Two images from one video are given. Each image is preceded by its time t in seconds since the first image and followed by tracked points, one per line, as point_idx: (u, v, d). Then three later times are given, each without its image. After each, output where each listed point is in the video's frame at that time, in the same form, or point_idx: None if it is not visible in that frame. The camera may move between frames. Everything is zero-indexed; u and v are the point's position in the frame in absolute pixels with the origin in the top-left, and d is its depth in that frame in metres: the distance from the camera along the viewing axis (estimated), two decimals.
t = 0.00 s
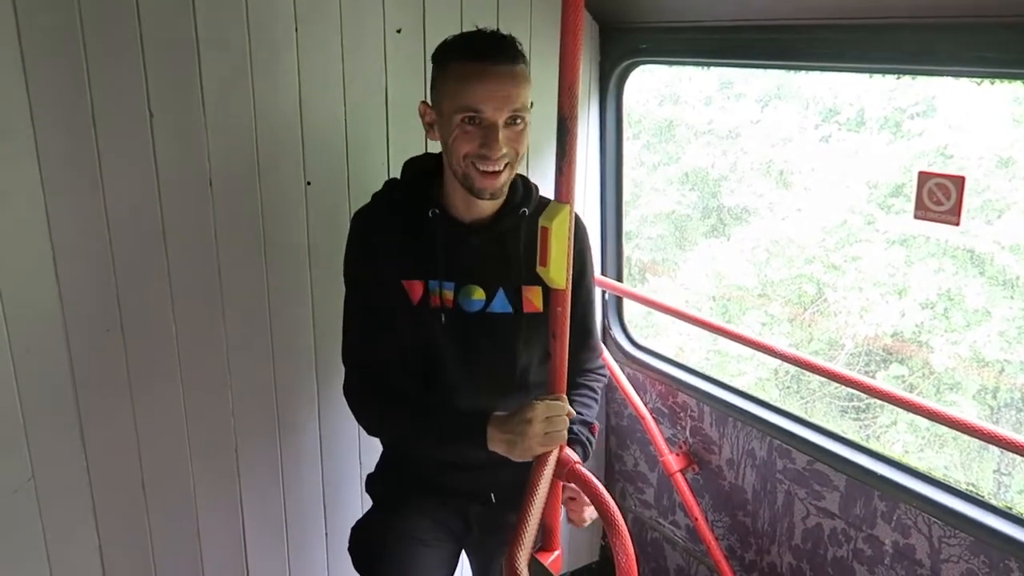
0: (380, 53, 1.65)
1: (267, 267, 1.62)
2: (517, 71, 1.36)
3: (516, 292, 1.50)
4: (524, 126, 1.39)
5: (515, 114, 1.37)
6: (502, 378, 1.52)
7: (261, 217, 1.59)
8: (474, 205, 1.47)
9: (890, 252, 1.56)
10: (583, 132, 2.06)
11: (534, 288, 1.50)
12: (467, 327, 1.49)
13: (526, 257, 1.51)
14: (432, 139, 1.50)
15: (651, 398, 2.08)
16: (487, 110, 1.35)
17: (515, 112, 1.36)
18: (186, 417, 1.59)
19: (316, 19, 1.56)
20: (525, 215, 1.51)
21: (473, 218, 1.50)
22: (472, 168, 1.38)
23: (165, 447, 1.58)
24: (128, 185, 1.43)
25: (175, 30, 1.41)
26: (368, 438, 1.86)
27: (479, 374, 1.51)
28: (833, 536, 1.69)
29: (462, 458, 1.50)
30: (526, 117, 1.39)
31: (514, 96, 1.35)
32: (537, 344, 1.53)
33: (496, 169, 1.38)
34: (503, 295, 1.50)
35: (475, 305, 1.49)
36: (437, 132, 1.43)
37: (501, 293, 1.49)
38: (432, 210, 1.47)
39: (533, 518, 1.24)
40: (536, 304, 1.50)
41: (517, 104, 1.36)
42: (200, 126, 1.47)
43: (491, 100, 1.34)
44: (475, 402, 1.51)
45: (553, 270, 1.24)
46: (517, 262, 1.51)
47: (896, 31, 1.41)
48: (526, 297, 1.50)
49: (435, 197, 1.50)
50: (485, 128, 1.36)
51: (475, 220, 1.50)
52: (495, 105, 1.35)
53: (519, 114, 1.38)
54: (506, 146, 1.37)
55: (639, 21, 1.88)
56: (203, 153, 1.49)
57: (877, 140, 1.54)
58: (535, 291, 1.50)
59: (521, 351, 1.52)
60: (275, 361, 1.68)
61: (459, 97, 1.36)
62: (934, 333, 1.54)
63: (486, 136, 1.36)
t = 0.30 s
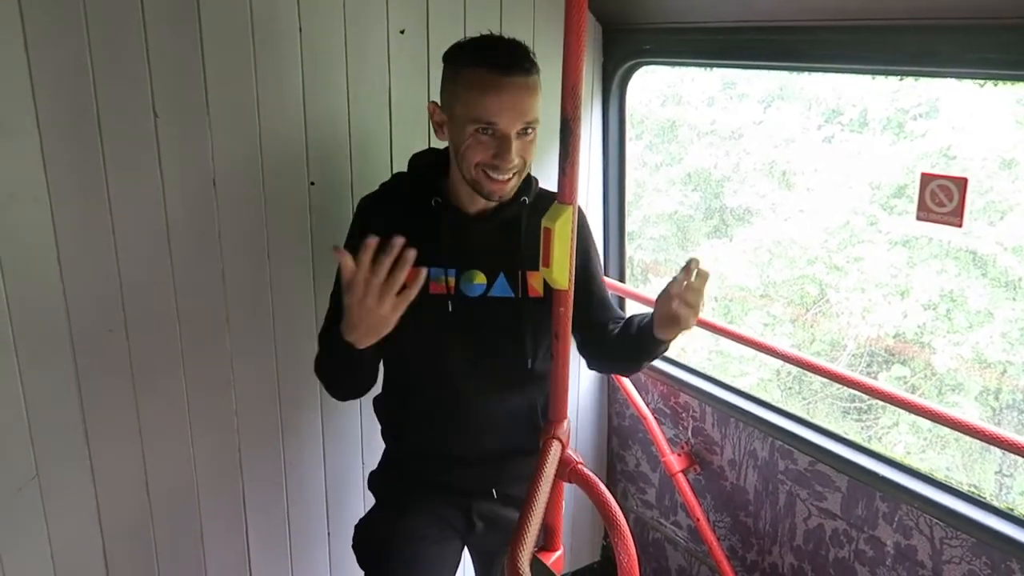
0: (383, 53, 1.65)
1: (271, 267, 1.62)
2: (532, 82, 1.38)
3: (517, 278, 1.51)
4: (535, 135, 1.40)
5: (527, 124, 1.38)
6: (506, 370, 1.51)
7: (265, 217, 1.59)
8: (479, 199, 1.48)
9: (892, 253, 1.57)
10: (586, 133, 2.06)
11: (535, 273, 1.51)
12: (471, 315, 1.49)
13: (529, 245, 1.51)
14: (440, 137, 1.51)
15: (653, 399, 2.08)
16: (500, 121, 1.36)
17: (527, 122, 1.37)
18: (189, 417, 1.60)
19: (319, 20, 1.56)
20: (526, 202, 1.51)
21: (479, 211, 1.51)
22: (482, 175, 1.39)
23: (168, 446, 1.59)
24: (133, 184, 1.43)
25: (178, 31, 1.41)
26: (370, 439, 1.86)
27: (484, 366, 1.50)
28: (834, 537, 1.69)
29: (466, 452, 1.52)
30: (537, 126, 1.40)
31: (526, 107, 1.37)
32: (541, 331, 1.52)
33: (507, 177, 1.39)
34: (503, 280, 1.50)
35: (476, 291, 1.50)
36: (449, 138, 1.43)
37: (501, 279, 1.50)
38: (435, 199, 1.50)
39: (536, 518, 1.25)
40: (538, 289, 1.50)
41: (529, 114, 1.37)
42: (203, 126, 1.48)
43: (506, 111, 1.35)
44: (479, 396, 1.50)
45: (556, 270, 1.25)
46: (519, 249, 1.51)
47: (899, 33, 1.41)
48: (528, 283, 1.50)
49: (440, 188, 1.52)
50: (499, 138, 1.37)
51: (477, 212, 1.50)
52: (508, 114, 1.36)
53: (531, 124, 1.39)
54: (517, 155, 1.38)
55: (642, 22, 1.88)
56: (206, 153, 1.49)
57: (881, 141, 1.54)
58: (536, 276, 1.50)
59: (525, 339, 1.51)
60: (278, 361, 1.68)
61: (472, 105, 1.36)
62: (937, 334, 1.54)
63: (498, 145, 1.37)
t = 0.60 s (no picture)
0: (385, 55, 1.65)
1: (273, 268, 1.62)
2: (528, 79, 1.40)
3: (516, 284, 1.51)
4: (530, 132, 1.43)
5: (523, 121, 1.41)
6: (506, 372, 1.52)
7: (267, 219, 1.59)
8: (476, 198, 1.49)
9: (893, 254, 1.57)
10: (587, 135, 2.06)
11: (534, 279, 1.51)
12: (470, 320, 1.50)
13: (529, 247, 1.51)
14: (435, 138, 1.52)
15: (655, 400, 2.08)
16: (499, 118, 1.38)
17: (524, 118, 1.39)
18: (191, 418, 1.60)
19: (321, 22, 1.56)
20: (523, 206, 1.51)
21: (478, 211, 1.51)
22: (481, 171, 1.40)
23: (170, 447, 1.59)
24: (135, 186, 1.44)
25: (181, 33, 1.42)
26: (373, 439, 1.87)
27: (484, 370, 1.51)
28: (836, 539, 1.69)
29: (467, 452, 1.52)
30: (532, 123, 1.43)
31: (523, 101, 1.39)
32: (540, 334, 1.53)
33: (505, 173, 1.40)
34: (503, 285, 1.50)
35: (476, 297, 1.50)
36: (445, 136, 1.44)
37: (501, 285, 1.50)
38: (434, 204, 1.49)
39: (537, 520, 1.25)
40: (536, 295, 1.51)
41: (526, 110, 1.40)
42: (206, 128, 1.48)
43: (504, 106, 1.37)
44: (480, 398, 1.51)
45: (557, 273, 1.25)
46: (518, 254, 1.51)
47: (900, 34, 1.41)
48: (527, 289, 1.50)
49: (439, 190, 1.52)
50: (498, 133, 1.38)
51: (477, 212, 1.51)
52: (506, 111, 1.38)
53: (526, 120, 1.41)
54: (514, 151, 1.40)
55: (643, 24, 1.88)
56: (209, 155, 1.50)
57: (882, 142, 1.54)
58: (535, 282, 1.51)
59: (526, 339, 1.51)
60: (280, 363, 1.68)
61: (472, 102, 1.38)
62: (938, 335, 1.54)
63: (497, 141, 1.38)
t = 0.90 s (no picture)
0: (386, 57, 1.66)
1: (274, 269, 1.63)
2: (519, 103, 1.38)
3: (514, 282, 1.51)
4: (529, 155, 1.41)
5: (519, 148, 1.39)
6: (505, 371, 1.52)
7: (268, 221, 1.60)
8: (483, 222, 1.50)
9: (895, 255, 1.57)
10: (588, 137, 2.06)
11: (532, 275, 1.51)
12: (469, 316, 1.50)
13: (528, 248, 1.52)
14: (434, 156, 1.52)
15: (656, 401, 2.08)
16: (495, 150, 1.37)
17: (520, 147, 1.38)
18: (193, 420, 1.60)
19: (322, 24, 1.57)
20: (522, 208, 1.52)
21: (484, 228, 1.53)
22: (485, 202, 1.41)
23: (172, 449, 1.59)
24: (137, 189, 1.44)
25: (181, 36, 1.42)
26: (375, 439, 1.87)
27: (485, 371, 1.51)
28: (838, 539, 1.69)
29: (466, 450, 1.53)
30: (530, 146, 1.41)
31: (517, 130, 1.37)
32: (540, 333, 1.53)
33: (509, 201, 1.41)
34: (500, 283, 1.50)
35: (474, 296, 1.50)
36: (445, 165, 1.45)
37: (498, 282, 1.50)
38: (434, 203, 1.51)
39: (539, 522, 1.25)
40: (535, 290, 1.51)
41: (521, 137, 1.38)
42: (207, 131, 1.48)
43: (504, 139, 1.36)
44: (480, 396, 1.51)
45: (558, 273, 1.25)
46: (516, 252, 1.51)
47: (901, 35, 1.41)
48: (524, 285, 1.51)
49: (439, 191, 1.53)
50: (498, 166, 1.38)
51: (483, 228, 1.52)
52: (502, 142, 1.36)
53: (523, 146, 1.40)
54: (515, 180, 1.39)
55: (643, 26, 1.88)
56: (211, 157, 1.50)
57: (883, 142, 1.54)
58: (533, 278, 1.51)
59: (525, 341, 1.52)
60: (282, 364, 1.69)
61: (469, 137, 1.37)
62: (939, 336, 1.54)
63: (496, 173, 1.38)
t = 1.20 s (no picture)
0: (387, 59, 1.66)
1: (275, 271, 1.63)
2: (507, 96, 1.38)
3: (514, 298, 1.51)
4: (511, 150, 1.40)
5: (501, 140, 1.38)
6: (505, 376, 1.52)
7: (269, 221, 1.60)
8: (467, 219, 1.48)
9: (896, 257, 1.57)
10: (589, 139, 2.06)
11: (531, 291, 1.52)
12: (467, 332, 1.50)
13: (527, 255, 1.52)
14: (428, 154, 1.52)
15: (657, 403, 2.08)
16: (474, 138, 1.37)
17: (500, 138, 1.37)
18: (194, 421, 1.60)
19: (324, 26, 1.57)
20: (521, 224, 1.51)
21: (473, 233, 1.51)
22: (459, 194, 1.40)
23: (173, 449, 1.59)
24: (139, 189, 1.44)
25: (185, 37, 1.42)
26: (376, 441, 1.87)
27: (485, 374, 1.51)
28: (839, 542, 1.69)
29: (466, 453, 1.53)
30: (514, 141, 1.40)
31: (500, 121, 1.37)
32: (541, 338, 1.53)
33: (483, 195, 1.39)
34: (500, 299, 1.51)
35: (473, 311, 1.50)
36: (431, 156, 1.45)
37: (497, 299, 1.50)
38: (430, 218, 1.50)
39: (540, 524, 1.25)
40: (533, 305, 1.51)
41: (502, 130, 1.37)
42: (209, 132, 1.49)
43: (477, 125, 1.36)
44: (481, 398, 1.51)
45: (559, 276, 1.25)
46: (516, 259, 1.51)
47: (903, 38, 1.41)
48: (524, 301, 1.51)
49: (438, 201, 1.52)
50: (472, 153, 1.37)
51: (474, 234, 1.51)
52: (481, 131, 1.36)
53: (505, 139, 1.39)
54: (491, 172, 1.38)
55: (644, 28, 1.88)
56: (213, 158, 1.50)
57: (884, 145, 1.54)
58: (532, 293, 1.51)
59: (523, 346, 1.52)
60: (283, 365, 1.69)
61: (450, 122, 1.37)
62: (941, 339, 1.54)
63: (471, 161, 1.37)
